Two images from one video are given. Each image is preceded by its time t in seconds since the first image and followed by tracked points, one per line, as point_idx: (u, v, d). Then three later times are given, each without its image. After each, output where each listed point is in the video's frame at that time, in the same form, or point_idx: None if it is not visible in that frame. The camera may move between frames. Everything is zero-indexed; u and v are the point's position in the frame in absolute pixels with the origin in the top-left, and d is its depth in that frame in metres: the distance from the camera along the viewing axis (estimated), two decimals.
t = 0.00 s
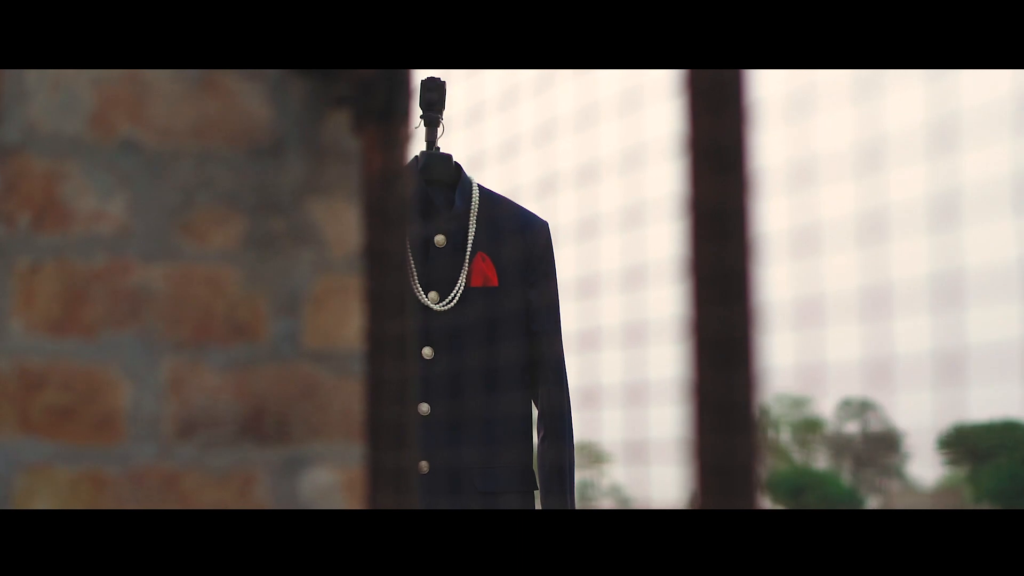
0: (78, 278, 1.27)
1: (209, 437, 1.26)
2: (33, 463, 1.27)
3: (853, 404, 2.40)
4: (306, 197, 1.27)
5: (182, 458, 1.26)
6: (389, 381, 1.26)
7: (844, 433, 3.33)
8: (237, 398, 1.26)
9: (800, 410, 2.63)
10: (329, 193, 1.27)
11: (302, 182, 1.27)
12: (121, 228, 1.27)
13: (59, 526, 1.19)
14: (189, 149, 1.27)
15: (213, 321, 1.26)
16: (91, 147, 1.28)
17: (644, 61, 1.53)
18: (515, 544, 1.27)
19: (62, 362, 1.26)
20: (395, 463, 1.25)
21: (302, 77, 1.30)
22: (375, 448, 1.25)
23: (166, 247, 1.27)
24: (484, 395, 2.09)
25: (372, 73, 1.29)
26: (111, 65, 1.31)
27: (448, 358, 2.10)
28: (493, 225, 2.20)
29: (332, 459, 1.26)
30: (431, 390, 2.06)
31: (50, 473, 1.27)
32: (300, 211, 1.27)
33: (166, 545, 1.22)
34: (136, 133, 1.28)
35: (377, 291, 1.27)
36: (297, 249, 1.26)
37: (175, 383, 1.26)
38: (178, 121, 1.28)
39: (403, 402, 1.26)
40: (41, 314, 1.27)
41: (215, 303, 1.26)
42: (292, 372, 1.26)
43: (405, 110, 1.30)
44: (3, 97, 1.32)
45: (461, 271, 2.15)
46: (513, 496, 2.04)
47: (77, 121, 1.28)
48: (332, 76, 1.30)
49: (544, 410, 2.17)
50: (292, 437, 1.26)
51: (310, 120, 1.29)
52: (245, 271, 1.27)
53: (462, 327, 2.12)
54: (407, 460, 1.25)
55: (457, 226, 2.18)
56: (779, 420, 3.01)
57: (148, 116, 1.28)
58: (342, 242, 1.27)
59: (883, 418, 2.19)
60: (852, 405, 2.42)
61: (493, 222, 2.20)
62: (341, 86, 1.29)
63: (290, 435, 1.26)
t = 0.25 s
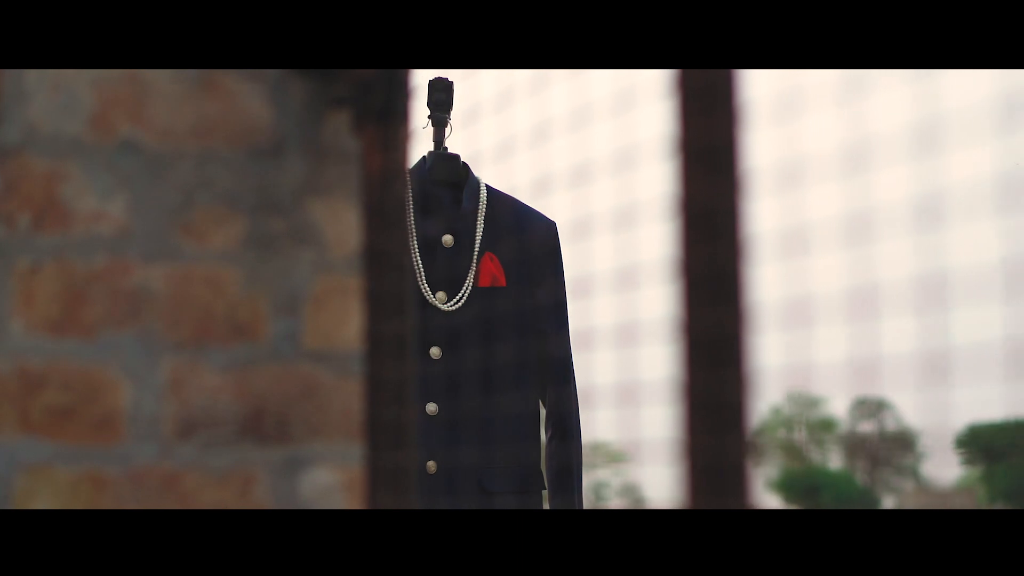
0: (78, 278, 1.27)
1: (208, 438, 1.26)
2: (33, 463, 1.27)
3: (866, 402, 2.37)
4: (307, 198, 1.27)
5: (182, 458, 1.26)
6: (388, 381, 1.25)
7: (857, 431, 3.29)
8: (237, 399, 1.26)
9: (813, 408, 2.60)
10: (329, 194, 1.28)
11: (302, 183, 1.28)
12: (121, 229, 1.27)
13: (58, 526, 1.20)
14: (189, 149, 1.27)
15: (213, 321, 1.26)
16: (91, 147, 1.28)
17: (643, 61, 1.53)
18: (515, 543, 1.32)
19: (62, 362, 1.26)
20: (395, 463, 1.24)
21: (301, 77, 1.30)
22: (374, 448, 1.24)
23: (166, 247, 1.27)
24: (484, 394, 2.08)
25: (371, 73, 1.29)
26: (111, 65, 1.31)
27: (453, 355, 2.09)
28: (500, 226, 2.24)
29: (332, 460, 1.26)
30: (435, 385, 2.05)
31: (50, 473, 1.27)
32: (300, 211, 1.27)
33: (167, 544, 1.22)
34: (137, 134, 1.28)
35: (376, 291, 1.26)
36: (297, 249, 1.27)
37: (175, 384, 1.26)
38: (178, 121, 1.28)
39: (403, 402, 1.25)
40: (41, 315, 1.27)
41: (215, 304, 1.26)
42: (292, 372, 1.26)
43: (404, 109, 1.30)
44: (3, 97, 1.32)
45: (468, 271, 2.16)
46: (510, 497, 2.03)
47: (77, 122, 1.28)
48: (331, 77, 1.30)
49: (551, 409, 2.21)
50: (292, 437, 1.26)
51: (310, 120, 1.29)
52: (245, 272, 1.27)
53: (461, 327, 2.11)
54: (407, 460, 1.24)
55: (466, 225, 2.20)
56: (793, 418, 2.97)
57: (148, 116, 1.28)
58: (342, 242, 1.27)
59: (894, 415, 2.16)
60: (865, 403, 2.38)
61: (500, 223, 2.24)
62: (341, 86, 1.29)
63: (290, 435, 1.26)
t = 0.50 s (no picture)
0: (78, 278, 1.27)
1: (208, 438, 1.26)
2: (32, 463, 1.27)
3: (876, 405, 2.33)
4: (306, 198, 1.28)
5: (182, 458, 1.26)
6: (385, 380, 1.29)
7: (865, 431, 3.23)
8: (236, 399, 1.27)
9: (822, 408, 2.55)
10: (329, 193, 1.28)
11: (302, 184, 1.28)
12: (121, 229, 1.27)
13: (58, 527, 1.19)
14: (190, 149, 1.27)
15: (213, 321, 1.26)
16: (91, 147, 1.28)
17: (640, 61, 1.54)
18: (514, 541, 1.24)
19: (62, 361, 1.26)
20: (395, 461, 1.29)
21: (301, 77, 1.30)
22: (373, 448, 1.27)
23: (165, 247, 1.27)
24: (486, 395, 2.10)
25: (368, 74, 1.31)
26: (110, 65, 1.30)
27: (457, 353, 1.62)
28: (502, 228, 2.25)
29: (333, 459, 1.26)
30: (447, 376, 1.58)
31: (50, 473, 1.27)
32: (300, 210, 1.27)
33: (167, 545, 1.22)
34: (137, 134, 1.28)
35: (372, 291, 1.29)
36: (297, 249, 1.27)
37: (175, 384, 1.26)
38: (178, 121, 1.28)
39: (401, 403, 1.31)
40: (41, 315, 1.27)
41: (216, 304, 1.26)
42: (291, 372, 1.27)
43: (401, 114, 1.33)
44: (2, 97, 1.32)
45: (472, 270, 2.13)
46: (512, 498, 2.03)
47: (77, 122, 1.28)
48: (331, 77, 1.31)
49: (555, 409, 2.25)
50: (291, 437, 1.26)
51: (311, 120, 1.30)
52: (245, 272, 1.27)
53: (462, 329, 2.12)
54: (402, 459, 1.30)
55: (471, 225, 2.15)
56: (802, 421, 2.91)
57: (148, 116, 1.28)
58: (342, 242, 1.27)
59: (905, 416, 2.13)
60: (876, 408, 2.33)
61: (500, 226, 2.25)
62: (340, 87, 1.31)
63: (290, 434, 1.26)
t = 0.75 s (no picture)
0: (76, 278, 1.27)
1: (207, 437, 1.26)
2: (32, 463, 1.28)
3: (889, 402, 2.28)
4: (305, 198, 1.28)
5: (180, 457, 1.26)
6: (384, 379, 1.29)
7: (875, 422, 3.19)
8: (234, 398, 1.27)
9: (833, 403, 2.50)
10: (328, 194, 1.29)
11: (301, 184, 1.28)
12: (120, 229, 1.27)
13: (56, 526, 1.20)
14: (189, 150, 1.28)
15: (211, 321, 1.26)
16: (90, 147, 1.28)
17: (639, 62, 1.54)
18: (515, 543, 1.25)
19: (61, 361, 1.27)
20: (393, 461, 1.29)
21: (300, 77, 1.31)
22: (372, 447, 1.27)
23: (164, 247, 1.27)
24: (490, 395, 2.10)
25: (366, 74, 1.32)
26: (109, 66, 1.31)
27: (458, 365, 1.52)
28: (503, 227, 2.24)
29: (332, 459, 1.26)
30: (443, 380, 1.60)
31: (49, 472, 1.27)
32: (298, 210, 1.28)
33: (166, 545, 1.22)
34: (135, 134, 1.28)
35: (369, 290, 1.28)
36: (295, 248, 1.27)
37: (173, 384, 1.26)
38: (176, 121, 1.28)
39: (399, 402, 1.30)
40: (40, 315, 1.27)
41: (214, 304, 1.26)
42: (290, 372, 1.27)
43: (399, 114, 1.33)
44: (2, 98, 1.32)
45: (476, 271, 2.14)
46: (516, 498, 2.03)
47: (76, 122, 1.29)
48: (330, 78, 1.31)
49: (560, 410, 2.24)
50: (290, 436, 1.26)
51: (309, 120, 1.29)
52: (243, 272, 1.27)
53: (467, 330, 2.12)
54: (399, 459, 1.30)
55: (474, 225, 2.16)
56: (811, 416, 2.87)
57: (146, 116, 1.28)
58: (341, 242, 1.28)
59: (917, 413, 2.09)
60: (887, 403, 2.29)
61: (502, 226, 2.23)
62: (339, 87, 1.31)
63: (288, 434, 1.26)
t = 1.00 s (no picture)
0: (73, 277, 1.27)
1: (203, 436, 1.27)
2: (28, 462, 1.28)
3: (902, 402, 2.23)
4: (302, 197, 1.28)
5: (176, 456, 1.27)
6: (380, 378, 1.28)
7: (889, 423, 3.13)
8: (230, 398, 1.27)
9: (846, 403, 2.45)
10: (324, 193, 1.28)
11: (297, 183, 1.28)
12: (116, 229, 1.27)
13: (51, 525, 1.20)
14: (185, 150, 1.28)
15: (207, 320, 1.26)
16: (85, 147, 1.28)
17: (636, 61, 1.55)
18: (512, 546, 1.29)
19: (57, 360, 1.27)
20: (389, 461, 1.28)
21: (297, 77, 1.31)
22: (367, 447, 1.26)
23: (160, 247, 1.27)
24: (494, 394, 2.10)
25: (362, 73, 1.32)
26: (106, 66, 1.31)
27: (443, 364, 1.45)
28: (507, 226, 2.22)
29: (328, 458, 1.27)
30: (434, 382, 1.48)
31: (46, 471, 1.28)
32: (294, 210, 1.28)
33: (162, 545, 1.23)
34: (131, 134, 1.28)
35: (366, 290, 1.28)
36: (292, 248, 1.27)
37: (169, 383, 1.27)
38: (172, 121, 1.28)
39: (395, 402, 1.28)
40: (36, 315, 1.27)
41: (210, 304, 1.26)
42: (286, 372, 1.27)
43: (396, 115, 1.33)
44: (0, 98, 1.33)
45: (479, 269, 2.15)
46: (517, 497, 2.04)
47: (72, 122, 1.29)
48: (327, 78, 1.32)
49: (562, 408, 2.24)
50: (285, 436, 1.27)
51: (305, 120, 1.30)
52: (239, 272, 1.27)
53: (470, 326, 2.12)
54: (394, 458, 1.28)
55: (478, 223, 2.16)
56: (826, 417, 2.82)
57: (142, 116, 1.28)
58: (337, 242, 1.28)
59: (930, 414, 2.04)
60: (900, 404, 2.22)
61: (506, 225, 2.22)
62: (335, 87, 1.31)
63: (284, 433, 1.27)
